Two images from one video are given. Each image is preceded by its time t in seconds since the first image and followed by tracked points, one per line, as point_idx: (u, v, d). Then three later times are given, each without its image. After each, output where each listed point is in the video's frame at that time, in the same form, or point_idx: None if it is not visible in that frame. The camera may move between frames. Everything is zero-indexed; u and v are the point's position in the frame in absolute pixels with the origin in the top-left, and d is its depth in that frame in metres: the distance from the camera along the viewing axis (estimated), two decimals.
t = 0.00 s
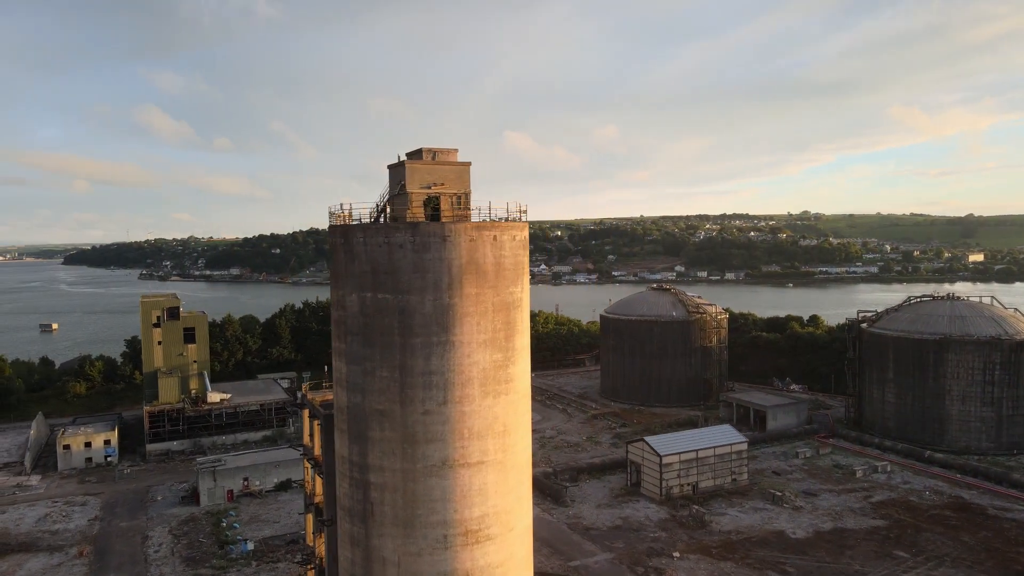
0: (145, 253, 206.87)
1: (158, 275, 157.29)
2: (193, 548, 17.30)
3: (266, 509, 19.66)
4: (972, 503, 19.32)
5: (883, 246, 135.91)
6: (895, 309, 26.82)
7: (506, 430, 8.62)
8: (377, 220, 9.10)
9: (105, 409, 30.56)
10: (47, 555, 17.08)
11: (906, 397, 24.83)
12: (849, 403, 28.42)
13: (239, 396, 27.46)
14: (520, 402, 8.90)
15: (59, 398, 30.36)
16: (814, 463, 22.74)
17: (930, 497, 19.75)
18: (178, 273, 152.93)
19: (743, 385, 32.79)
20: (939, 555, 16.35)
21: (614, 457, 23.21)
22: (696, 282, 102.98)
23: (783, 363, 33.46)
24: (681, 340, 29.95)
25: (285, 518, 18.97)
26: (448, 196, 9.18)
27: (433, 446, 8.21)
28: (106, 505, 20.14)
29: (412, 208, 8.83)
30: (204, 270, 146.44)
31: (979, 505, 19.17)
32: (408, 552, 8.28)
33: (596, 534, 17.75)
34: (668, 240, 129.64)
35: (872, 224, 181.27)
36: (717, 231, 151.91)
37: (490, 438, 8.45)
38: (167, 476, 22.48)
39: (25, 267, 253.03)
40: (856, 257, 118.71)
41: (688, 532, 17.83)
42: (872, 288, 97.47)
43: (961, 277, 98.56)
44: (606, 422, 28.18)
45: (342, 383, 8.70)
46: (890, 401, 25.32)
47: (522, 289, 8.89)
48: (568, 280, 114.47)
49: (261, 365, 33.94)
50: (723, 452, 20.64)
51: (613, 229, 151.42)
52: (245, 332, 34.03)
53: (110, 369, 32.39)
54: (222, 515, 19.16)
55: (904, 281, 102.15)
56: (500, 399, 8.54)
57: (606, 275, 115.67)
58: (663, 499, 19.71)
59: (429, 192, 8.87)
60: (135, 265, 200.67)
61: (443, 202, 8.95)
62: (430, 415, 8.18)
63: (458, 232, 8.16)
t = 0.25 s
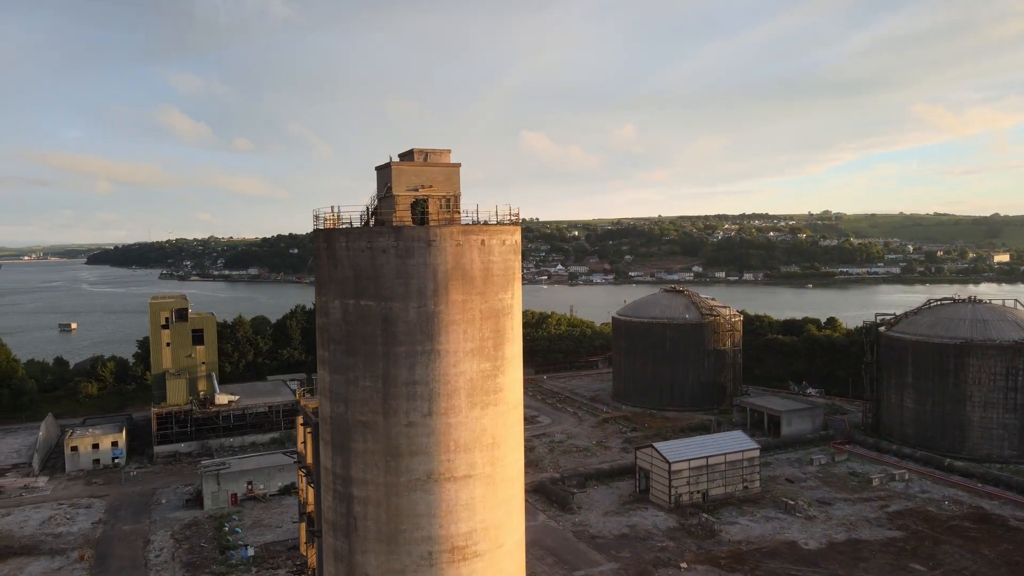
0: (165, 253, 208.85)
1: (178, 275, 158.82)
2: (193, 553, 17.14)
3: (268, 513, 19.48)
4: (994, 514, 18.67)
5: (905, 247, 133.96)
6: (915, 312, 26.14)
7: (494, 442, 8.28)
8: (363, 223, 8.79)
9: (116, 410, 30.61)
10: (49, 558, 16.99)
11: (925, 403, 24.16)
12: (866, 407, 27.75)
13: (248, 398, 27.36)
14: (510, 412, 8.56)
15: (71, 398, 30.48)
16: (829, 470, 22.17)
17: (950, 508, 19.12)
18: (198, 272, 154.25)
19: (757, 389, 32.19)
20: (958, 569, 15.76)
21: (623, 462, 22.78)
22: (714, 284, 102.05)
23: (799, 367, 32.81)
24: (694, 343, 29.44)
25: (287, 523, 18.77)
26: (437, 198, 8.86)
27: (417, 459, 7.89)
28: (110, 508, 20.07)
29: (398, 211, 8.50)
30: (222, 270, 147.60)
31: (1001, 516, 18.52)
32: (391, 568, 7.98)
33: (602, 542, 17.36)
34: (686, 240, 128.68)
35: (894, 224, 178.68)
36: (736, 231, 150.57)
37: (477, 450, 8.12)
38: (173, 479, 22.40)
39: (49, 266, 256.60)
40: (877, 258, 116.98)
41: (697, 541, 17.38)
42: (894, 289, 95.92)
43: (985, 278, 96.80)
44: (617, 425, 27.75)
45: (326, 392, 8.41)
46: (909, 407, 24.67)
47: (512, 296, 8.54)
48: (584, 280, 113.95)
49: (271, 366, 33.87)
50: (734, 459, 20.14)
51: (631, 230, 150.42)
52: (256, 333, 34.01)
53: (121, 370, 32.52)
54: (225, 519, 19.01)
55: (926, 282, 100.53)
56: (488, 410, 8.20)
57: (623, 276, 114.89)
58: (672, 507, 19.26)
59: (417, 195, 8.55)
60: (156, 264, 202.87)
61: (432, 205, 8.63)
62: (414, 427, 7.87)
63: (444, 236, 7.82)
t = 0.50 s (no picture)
0: (186, 253, 210.74)
1: (198, 275, 160.27)
2: (195, 558, 17.01)
3: (272, 517, 19.33)
4: (1015, 525, 18.04)
5: (929, 247, 131.89)
6: (934, 316, 25.47)
7: (481, 455, 7.96)
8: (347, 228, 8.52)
9: (127, 410, 30.68)
10: (51, 561, 16.94)
11: (945, 409, 23.50)
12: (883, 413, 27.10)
13: (257, 400, 27.29)
14: (499, 424, 8.24)
15: (83, 399, 30.63)
16: (843, 478, 21.62)
17: (969, 518, 18.51)
18: (217, 272, 155.56)
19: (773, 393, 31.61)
20: None
21: (632, 468, 22.38)
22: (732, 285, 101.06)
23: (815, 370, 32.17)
24: (707, 346, 28.95)
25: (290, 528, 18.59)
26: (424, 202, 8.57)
27: (400, 473, 7.59)
28: (115, 510, 20.02)
29: (383, 215, 8.22)
30: (241, 270, 148.74)
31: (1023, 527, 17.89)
32: None
33: (607, 550, 16.99)
34: (704, 240, 127.63)
35: (917, 224, 175.97)
36: (755, 231, 149.15)
37: (463, 464, 7.81)
38: (179, 481, 22.35)
39: (72, 266, 259.90)
40: (899, 259, 115.17)
41: (705, 551, 16.96)
42: (916, 290, 94.42)
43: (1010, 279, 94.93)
44: (628, 429, 27.33)
45: (308, 403, 8.14)
46: (928, 413, 24.01)
47: (501, 303, 8.22)
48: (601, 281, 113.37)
49: (282, 367, 33.83)
50: (745, 466, 19.67)
51: (648, 229, 149.38)
52: (267, 335, 34.02)
53: (134, 370, 32.68)
54: (228, 523, 18.88)
55: (950, 283, 98.80)
56: (474, 422, 7.90)
57: (640, 276, 114.08)
58: (680, 514, 18.85)
59: (403, 198, 8.28)
60: (176, 264, 204.95)
61: (418, 209, 8.36)
62: (396, 439, 7.57)
63: (428, 242, 7.51)
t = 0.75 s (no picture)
0: (206, 253, 212.55)
1: (217, 274, 161.61)
2: (196, 562, 16.88)
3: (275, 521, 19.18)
4: None
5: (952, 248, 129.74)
6: (954, 319, 24.79)
7: (467, 467, 7.67)
8: (331, 230, 8.28)
9: (138, 411, 30.76)
10: (53, 564, 16.89)
11: (965, 415, 22.85)
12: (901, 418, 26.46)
13: (265, 401, 27.20)
14: (487, 435, 7.94)
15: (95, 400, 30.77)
16: (858, 485, 21.08)
17: (989, 529, 17.91)
18: (236, 272, 156.78)
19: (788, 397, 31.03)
20: None
21: (641, 473, 21.97)
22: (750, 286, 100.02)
23: (831, 373, 31.53)
24: (720, 348, 28.46)
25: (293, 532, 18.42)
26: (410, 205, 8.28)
27: (382, 486, 7.32)
28: (120, 512, 19.98)
29: (368, 219, 7.95)
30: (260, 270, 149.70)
31: None
32: None
33: (613, 559, 16.63)
34: (722, 241, 126.50)
35: (940, 224, 173.27)
36: (774, 231, 147.65)
37: (447, 477, 7.52)
38: (185, 483, 22.29)
39: (95, 266, 263.20)
40: (921, 259, 113.36)
41: (713, 560, 16.54)
42: (939, 291, 92.82)
43: None
44: (639, 433, 26.93)
45: (289, 412, 7.90)
46: (947, 419, 23.37)
47: (489, 310, 7.92)
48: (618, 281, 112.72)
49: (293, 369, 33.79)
50: (756, 473, 19.22)
51: (666, 230, 148.33)
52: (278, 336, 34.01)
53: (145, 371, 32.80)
54: (232, 527, 18.75)
55: (973, 284, 97.01)
56: (460, 433, 7.61)
57: (657, 277, 113.25)
58: (689, 522, 18.44)
59: (387, 201, 8.00)
60: (196, 264, 206.89)
61: (404, 212, 8.08)
62: (377, 451, 7.30)
63: (410, 246, 7.22)
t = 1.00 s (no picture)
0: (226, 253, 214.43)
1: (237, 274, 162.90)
2: (198, 566, 16.76)
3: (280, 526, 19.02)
4: None
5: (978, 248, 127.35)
6: (977, 323, 24.09)
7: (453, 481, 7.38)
8: (316, 234, 8.03)
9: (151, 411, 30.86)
10: (57, 567, 16.85)
11: (987, 422, 22.19)
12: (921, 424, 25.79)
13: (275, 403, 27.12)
14: (474, 448, 7.65)
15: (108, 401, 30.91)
16: (875, 494, 20.53)
17: (1011, 541, 17.30)
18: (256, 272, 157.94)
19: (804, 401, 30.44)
20: None
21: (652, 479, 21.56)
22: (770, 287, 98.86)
23: (850, 377, 30.87)
24: (734, 352, 27.94)
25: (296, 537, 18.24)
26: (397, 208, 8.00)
27: (363, 501, 7.05)
28: (127, 515, 19.94)
29: (352, 224, 7.70)
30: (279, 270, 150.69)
31: None
32: None
33: (619, 568, 16.28)
34: (742, 241, 125.23)
35: (965, 224, 170.34)
36: (795, 232, 145.96)
37: (432, 492, 7.23)
38: (193, 485, 22.24)
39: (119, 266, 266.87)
40: (946, 260, 111.37)
41: (723, 571, 16.12)
42: (964, 292, 91.03)
43: None
44: (652, 438, 26.51)
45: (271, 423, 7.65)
46: (969, 426, 22.72)
47: (477, 318, 7.63)
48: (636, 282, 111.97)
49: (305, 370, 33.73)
50: (768, 481, 18.75)
51: (685, 230, 147.29)
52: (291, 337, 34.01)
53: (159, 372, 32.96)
54: (236, 531, 18.62)
55: (1000, 286, 95.05)
56: (445, 446, 7.32)
57: (675, 277, 112.25)
58: (699, 530, 18.03)
59: (372, 205, 7.73)
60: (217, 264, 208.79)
61: (390, 216, 7.81)
62: (358, 465, 7.02)
63: (393, 252, 6.94)
